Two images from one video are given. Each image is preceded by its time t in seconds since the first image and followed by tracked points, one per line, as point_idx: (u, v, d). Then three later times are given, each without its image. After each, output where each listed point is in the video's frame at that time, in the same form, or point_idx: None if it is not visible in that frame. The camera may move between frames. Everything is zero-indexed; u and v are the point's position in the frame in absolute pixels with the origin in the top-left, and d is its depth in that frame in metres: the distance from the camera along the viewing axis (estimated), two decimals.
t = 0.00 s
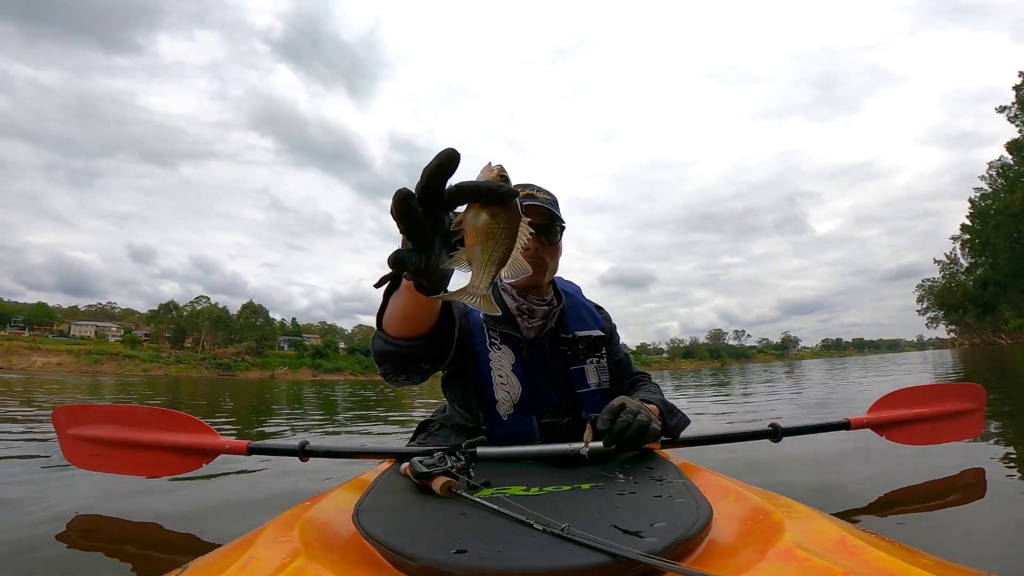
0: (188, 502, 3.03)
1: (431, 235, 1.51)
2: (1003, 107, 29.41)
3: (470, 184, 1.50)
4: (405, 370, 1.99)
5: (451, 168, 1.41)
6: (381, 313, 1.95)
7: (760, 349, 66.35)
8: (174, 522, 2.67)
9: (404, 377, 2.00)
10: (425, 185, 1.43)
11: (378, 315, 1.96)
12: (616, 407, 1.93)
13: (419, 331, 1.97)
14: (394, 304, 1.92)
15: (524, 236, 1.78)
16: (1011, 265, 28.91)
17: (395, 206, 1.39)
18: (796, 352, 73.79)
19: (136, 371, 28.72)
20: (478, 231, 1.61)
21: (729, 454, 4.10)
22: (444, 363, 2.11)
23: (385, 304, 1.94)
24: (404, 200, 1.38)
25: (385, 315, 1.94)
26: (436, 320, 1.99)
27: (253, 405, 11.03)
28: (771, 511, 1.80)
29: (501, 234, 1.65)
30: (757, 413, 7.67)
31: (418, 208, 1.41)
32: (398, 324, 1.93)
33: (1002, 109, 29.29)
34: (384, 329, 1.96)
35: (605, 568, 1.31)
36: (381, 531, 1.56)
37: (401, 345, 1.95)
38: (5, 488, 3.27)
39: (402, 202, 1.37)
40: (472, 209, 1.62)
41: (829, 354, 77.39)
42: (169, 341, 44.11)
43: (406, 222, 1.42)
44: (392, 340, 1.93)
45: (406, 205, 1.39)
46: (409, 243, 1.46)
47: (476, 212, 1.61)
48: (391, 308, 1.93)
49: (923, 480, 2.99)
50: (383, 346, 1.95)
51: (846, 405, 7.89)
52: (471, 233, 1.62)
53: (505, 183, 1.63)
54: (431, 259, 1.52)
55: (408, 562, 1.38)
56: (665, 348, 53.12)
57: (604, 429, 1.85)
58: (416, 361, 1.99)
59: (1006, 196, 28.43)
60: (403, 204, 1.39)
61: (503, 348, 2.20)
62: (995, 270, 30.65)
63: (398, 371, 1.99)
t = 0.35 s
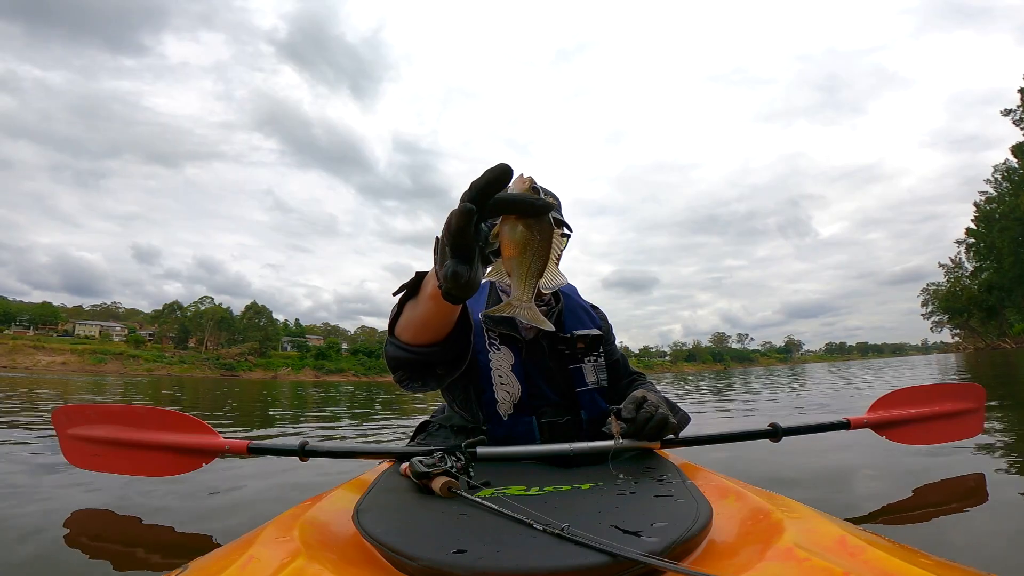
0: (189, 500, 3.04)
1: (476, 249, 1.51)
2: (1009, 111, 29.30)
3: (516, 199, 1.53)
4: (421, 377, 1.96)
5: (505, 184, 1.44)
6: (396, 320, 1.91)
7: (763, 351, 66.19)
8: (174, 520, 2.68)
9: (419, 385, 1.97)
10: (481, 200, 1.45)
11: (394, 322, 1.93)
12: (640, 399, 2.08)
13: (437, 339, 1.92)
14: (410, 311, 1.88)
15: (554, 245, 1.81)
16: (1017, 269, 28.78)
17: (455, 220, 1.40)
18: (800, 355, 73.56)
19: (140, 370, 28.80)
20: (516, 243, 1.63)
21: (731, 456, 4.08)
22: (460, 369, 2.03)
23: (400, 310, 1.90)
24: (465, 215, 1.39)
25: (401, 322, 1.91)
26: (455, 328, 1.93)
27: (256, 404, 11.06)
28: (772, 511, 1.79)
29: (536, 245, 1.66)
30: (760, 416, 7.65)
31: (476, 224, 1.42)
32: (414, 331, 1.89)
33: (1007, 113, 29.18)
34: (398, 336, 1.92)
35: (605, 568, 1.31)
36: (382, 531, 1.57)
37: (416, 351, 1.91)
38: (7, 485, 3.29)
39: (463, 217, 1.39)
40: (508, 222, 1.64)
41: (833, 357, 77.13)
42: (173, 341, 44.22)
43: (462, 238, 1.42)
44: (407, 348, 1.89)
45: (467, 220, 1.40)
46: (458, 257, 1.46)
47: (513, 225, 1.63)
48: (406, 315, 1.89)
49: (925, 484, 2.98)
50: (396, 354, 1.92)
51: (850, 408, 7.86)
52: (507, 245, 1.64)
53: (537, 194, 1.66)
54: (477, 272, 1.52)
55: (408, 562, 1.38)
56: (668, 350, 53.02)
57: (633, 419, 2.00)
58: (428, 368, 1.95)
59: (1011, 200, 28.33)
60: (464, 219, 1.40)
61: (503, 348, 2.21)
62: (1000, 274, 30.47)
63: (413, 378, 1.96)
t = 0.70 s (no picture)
0: (190, 499, 3.05)
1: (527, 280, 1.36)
2: (1013, 111, 29.19)
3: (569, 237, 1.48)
4: (429, 392, 1.98)
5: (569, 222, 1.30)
6: (406, 335, 1.89)
7: (765, 351, 66.09)
8: (176, 519, 2.69)
9: (426, 398, 2.01)
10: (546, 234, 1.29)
11: (405, 337, 1.91)
12: (628, 422, 1.95)
13: (447, 356, 1.92)
14: (425, 328, 1.85)
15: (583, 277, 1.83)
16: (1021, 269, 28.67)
17: (526, 255, 1.23)
18: (802, 355, 73.46)
19: (142, 368, 28.83)
20: (556, 277, 1.65)
21: (731, 456, 4.09)
22: (467, 384, 2.08)
23: (413, 325, 1.88)
24: (538, 253, 1.23)
25: (413, 339, 1.89)
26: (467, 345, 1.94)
27: (258, 402, 11.08)
28: (771, 511, 1.79)
29: (572, 279, 1.69)
30: (761, 416, 7.65)
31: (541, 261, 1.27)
32: (425, 348, 1.88)
33: (1012, 113, 29.07)
34: (410, 350, 1.90)
35: (605, 568, 1.31)
36: (382, 531, 1.57)
37: (425, 366, 1.89)
38: (8, 483, 3.31)
39: (537, 256, 1.23)
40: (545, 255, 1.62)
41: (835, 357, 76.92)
42: (176, 338, 44.40)
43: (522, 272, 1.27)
44: (418, 364, 1.89)
45: (538, 258, 1.24)
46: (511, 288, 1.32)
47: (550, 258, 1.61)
48: (419, 331, 1.87)
49: (925, 484, 2.97)
50: (405, 367, 1.92)
51: (852, 408, 7.84)
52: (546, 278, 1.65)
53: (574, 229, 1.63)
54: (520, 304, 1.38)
55: (408, 562, 1.38)
56: (670, 350, 52.96)
57: (619, 447, 1.91)
58: (434, 384, 1.96)
59: (1015, 200, 28.24)
60: (535, 256, 1.24)
61: (501, 349, 2.20)
62: (1004, 274, 30.36)
63: (420, 393, 1.99)
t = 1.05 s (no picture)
0: (191, 499, 3.05)
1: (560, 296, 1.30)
2: (1017, 110, 29.10)
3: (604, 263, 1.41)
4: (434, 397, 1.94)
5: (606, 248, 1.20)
6: (414, 340, 1.85)
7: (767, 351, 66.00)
8: (177, 518, 2.70)
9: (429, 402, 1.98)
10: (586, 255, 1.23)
11: (413, 342, 1.86)
12: (624, 433, 1.90)
13: (454, 365, 1.85)
14: (435, 335, 1.79)
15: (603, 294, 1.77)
16: None
17: (568, 274, 1.16)
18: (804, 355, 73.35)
19: (146, 368, 28.87)
20: (578, 296, 1.64)
21: (732, 456, 4.09)
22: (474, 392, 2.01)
23: (424, 330, 1.83)
24: (581, 273, 1.15)
25: (422, 345, 1.84)
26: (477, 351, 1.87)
27: (262, 402, 11.09)
28: (771, 511, 1.79)
29: (593, 299, 1.67)
30: (764, 415, 7.64)
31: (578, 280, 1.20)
32: (433, 354, 1.82)
33: (1015, 112, 29.00)
34: (416, 355, 1.86)
35: (604, 568, 1.31)
36: (382, 531, 1.57)
37: (430, 371, 1.85)
38: (11, 482, 3.32)
39: (580, 277, 1.15)
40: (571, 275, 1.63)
41: (837, 357, 76.78)
42: (179, 338, 44.50)
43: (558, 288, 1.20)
44: (423, 370, 1.84)
45: (581, 281, 1.17)
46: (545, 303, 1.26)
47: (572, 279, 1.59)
48: (429, 337, 1.82)
49: (925, 484, 2.96)
50: (411, 371, 1.88)
51: (855, 408, 7.83)
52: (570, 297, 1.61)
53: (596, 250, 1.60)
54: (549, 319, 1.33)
55: (408, 562, 1.39)
56: (672, 350, 52.88)
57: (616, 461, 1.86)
58: (438, 391, 1.92)
59: (1019, 199, 28.15)
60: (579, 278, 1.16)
61: (500, 349, 2.21)
62: (1007, 274, 30.26)
63: (425, 397, 1.95)
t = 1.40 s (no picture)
0: (191, 499, 3.06)
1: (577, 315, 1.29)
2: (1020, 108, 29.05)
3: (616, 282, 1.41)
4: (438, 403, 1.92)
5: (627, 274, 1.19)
6: (420, 346, 1.82)
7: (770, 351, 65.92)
8: (177, 519, 2.70)
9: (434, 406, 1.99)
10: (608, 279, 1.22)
11: (420, 348, 1.84)
12: (623, 438, 1.87)
13: (461, 371, 1.83)
14: (443, 343, 1.76)
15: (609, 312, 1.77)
16: None
17: (593, 300, 1.15)
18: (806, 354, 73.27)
19: (149, 369, 28.94)
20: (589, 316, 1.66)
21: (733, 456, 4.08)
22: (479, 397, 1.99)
23: (432, 337, 1.79)
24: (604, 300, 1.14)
25: (429, 352, 1.82)
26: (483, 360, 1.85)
27: (265, 402, 11.12)
28: (771, 511, 1.79)
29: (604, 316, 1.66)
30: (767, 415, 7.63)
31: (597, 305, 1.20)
32: (440, 361, 1.80)
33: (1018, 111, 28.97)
34: (423, 360, 1.84)
35: (604, 568, 1.31)
36: (382, 531, 1.57)
37: (437, 377, 1.83)
38: (13, 483, 3.33)
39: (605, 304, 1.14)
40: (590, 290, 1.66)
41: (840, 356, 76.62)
42: (182, 339, 44.62)
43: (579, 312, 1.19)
44: (431, 376, 1.82)
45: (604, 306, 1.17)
46: (564, 324, 1.26)
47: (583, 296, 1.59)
48: (436, 344, 1.79)
49: (925, 484, 2.96)
50: (416, 376, 1.86)
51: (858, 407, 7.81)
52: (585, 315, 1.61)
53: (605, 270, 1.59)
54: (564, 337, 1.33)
55: (408, 562, 1.39)
56: (674, 350, 52.84)
57: (613, 464, 1.88)
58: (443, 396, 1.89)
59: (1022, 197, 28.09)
60: (604, 304, 1.16)
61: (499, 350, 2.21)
62: (1010, 272, 30.19)
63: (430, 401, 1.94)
